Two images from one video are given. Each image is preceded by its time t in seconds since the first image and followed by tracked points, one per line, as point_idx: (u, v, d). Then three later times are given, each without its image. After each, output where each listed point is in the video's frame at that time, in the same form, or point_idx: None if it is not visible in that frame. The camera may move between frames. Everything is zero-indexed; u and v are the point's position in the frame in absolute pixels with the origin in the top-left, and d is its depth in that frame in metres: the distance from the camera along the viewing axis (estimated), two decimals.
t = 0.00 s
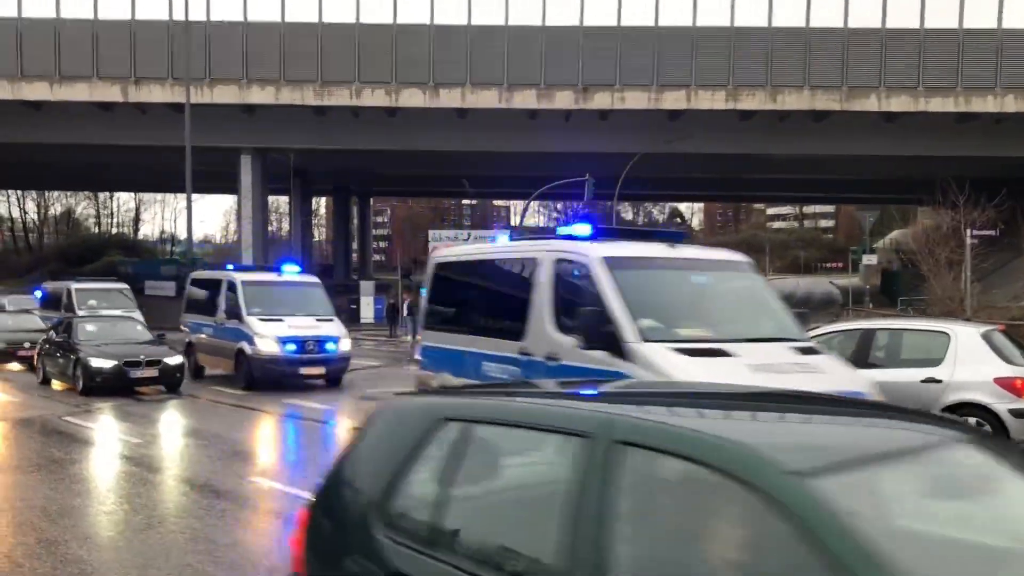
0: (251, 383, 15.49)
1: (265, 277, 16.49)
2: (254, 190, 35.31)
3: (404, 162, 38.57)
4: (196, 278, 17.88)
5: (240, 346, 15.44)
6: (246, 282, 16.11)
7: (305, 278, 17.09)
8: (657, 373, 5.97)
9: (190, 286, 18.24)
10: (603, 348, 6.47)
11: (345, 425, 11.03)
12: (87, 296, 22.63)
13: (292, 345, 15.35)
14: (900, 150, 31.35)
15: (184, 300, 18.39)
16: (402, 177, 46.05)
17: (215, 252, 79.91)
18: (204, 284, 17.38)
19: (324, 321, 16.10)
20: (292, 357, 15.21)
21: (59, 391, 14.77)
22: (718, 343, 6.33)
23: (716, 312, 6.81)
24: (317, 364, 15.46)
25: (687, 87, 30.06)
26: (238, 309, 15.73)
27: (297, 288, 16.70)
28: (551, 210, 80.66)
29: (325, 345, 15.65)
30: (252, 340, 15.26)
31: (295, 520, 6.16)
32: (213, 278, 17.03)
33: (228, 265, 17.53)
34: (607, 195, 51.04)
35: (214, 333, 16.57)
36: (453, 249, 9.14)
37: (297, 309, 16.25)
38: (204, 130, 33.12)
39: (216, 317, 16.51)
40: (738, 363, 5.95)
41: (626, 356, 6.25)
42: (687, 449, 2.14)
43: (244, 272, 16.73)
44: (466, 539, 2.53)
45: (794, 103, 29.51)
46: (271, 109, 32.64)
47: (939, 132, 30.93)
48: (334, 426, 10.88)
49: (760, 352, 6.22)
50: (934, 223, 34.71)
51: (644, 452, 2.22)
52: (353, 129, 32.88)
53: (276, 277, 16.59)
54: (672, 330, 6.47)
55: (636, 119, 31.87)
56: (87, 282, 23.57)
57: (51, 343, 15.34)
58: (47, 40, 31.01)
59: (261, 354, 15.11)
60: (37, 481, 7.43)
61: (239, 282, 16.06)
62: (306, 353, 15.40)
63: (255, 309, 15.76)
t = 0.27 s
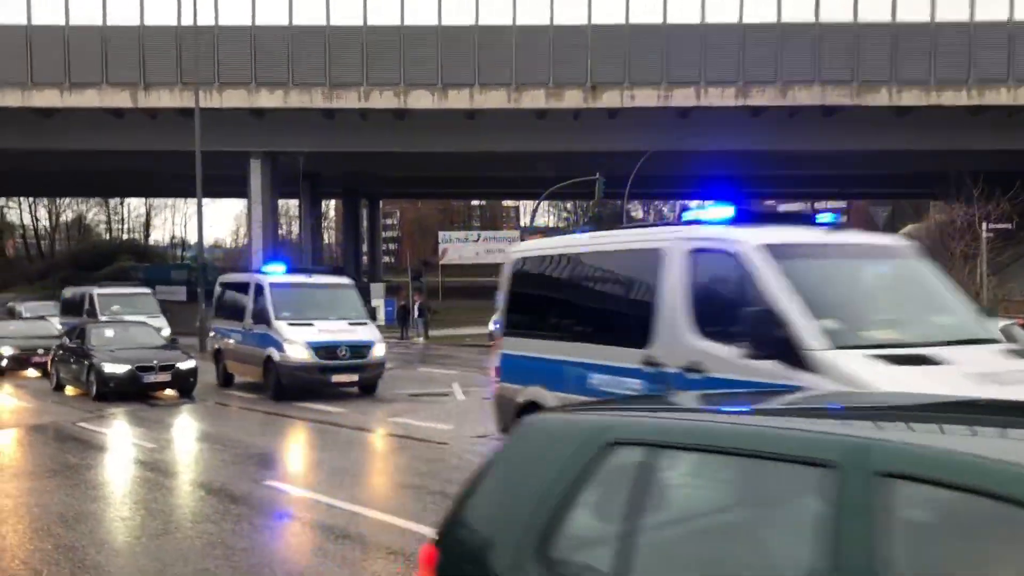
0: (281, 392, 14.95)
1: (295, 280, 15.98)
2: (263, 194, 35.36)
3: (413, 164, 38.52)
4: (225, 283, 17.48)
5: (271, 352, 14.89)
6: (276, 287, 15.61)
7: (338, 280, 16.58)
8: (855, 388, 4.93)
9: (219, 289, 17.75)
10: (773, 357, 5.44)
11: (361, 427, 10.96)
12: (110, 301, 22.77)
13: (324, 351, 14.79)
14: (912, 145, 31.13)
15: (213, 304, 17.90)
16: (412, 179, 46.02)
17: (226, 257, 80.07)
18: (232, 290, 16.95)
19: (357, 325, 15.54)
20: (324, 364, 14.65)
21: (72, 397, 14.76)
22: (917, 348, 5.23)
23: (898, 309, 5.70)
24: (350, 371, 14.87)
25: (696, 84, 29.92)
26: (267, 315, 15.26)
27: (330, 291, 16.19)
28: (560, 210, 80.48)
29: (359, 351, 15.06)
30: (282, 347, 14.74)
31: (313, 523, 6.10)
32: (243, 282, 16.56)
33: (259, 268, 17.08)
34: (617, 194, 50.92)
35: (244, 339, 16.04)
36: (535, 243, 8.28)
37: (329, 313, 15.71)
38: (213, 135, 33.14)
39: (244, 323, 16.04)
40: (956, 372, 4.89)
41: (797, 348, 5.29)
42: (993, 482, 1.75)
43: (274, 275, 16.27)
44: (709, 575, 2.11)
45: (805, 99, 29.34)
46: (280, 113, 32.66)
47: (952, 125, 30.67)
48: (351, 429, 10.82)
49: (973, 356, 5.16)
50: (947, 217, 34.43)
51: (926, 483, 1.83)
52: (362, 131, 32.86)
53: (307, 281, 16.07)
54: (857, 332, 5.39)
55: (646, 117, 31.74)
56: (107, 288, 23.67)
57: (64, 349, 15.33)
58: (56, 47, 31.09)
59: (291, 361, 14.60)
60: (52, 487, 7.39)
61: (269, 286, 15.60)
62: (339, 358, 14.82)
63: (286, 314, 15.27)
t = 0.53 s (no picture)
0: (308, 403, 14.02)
1: (323, 282, 15.00)
2: (273, 199, 35.46)
3: (422, 167, 38.56)
4: (253, 287, 16.65)
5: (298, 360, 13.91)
6: (303, 290, 14.66)
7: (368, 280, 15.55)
8: None
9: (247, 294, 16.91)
10: None
11: (371, 431, 10.96)
12: (134, 308, 22.81)
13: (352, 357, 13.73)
14: (922, 140, 30.98)
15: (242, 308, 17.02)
16: (421, 182, 46.06)
17: (236, 262, 80.39)
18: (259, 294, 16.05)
19: (388, 329, 14.44)
20: (353, 371, 13.59)
21: (84, 404, 14.82)
22: None
23: None
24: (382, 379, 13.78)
25: (703, 83, 29.88)
26: (293, 319, 14.34)
27: (360, 292, 15.17)
28: (569, 210, 80.42)
29: (390, 357, 13.95)
30: (309, 354, 13.74)
31: (323, 528, 6.09)
32: (269, 286, 15.66)
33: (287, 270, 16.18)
34: (626, 194, 50.86)
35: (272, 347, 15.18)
36: (642, 232, 7.09)
37: (359, 316, 14.67)
38: (221, 141, 33.26)
39: (271, 329, 15.14)
40: None
41: None
42: None
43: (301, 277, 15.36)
44: None
45: (813, 96, 29.25)
46: (288, 118, 32.75)
47: (962, 120, 30.49)
48: (361, 432, 10.83)
49: None
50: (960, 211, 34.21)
51: None
52: (371, 135, 32.91)
53: (336, 283, 15.08)
54: None
55: (654, 116, 31.69)
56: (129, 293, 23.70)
57: (76, 357, 15.41)
58: (65, 56, 31.27)
59: (317, 369, 13.63)
60: (64, 495, 7.42)
61: (295, 289, 14.69)
62: (368, 365, 13.73)
63: (311, 318, 14.32)
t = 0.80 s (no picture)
0: (329, 418, 12.90)
1: (345, 286, 13.93)
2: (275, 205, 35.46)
3: (425, 171, 38.51)
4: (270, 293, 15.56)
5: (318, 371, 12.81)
6: (324, 295, 13.62)
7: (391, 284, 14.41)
8: None
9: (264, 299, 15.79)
10: None
11: (374, 438, 10.89)
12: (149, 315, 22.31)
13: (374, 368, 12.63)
14: (925, 140, 30.85)
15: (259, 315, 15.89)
16: (424, 186, 46.03)
17: (240, 269, 80.46)
18: (277, 300, 14.97)
19: (414, 337, 13.32)
20: (376, 383, 12.53)
21: (87, 413, 14.79)
22: None
23: None
24: (407, 391, 12.69)
25: (706, 85, 29.80)
26: (312, 327, 13.28)
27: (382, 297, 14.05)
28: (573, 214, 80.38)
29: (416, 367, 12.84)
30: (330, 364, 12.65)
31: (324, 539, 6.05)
32: (288, 290, 14.57)
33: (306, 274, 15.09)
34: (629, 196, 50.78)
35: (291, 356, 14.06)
36: (817, 213, 6.14)
37: (381, 324, 13.57)
38: (224, 147, 33.29)
39: (289, 338, 14.06)
40: None
41: None
42: None
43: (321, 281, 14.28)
44: None
45: (815, 97, 29.18)
46: (290, 124, 32.78)
47: (966, 120, 30.38)
48: (363, 439, 10.79)
49: None
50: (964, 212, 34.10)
51: None
52: (373, 140, 32.91)
53: (358, 287, 14.01)
54: None
55: (656, 119, 31.64)
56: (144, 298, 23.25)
57: (78, 365, 15.38)
58: (66, 64, 31.30)
59: (338, 381, 12.54)
60: (64, 506, 7.37)
61: (314, 294, 13.65)
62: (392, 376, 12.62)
63: (330, 327, 13.24)
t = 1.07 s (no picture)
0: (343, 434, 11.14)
1: (358, 283, 12.12)
2: (267, 208, 35.39)
3: (418, 173, 38.47)
4: (275, 291, 13.86)
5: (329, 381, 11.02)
6: (335, 294, 11.80)
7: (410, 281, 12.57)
8: None
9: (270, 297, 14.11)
10: None
11: (365, 439, 10.81)
12: (153, 317, 21.10)
13: (392, 376, 10.79)
14: (916, 141, 30.94)
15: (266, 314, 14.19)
16: (416, 189, 45.97)
17: (232, 272, 80.28)
18: (284, 299, 13.26)
19: (437, 340, 11.48)
20: (394, 394, 10.71)
21: (77, 417, 14.71)
22: None
23: None
24: (428, 403, 10.90)
25: (697, 87, 29.84)
26: (321, 329, 11.47)
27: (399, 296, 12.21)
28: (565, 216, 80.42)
29: (439, 375, 11.04)
30: (342, 374, 10.85)
31: (314, 543, 6.01)
32: (295, 287, 12.81)
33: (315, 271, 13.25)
34: (622, 199, 50.80)
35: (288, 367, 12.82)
36: None
37: (399, 325, 11.70)
38: (215, 150, 33.20)
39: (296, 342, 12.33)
40: None
41: None
42: None
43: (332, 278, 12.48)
44: None
45: (806, 99, 29.29)
46: (282, 127, 32.72)
47: (956, 122, 30.50)
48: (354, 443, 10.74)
49: None
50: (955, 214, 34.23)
51: None
52: (365, 142, 32.87)
53: (372, 284, 12.17)
54: None
55: (647, 122, 31.69)
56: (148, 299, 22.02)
57: (68, 369, 15.28)
58: (57, 67, 31.17)
59: (351, 392, 10.70)
60: (51, 511, 7.31)
61: (323, 292, 11.85)
62: (413, 385, 10.81)
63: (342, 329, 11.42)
